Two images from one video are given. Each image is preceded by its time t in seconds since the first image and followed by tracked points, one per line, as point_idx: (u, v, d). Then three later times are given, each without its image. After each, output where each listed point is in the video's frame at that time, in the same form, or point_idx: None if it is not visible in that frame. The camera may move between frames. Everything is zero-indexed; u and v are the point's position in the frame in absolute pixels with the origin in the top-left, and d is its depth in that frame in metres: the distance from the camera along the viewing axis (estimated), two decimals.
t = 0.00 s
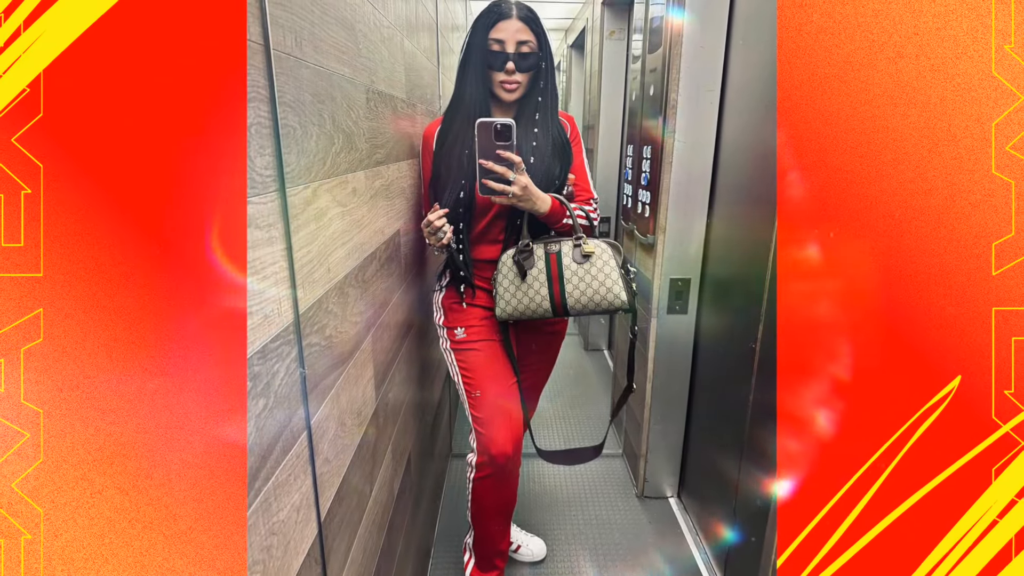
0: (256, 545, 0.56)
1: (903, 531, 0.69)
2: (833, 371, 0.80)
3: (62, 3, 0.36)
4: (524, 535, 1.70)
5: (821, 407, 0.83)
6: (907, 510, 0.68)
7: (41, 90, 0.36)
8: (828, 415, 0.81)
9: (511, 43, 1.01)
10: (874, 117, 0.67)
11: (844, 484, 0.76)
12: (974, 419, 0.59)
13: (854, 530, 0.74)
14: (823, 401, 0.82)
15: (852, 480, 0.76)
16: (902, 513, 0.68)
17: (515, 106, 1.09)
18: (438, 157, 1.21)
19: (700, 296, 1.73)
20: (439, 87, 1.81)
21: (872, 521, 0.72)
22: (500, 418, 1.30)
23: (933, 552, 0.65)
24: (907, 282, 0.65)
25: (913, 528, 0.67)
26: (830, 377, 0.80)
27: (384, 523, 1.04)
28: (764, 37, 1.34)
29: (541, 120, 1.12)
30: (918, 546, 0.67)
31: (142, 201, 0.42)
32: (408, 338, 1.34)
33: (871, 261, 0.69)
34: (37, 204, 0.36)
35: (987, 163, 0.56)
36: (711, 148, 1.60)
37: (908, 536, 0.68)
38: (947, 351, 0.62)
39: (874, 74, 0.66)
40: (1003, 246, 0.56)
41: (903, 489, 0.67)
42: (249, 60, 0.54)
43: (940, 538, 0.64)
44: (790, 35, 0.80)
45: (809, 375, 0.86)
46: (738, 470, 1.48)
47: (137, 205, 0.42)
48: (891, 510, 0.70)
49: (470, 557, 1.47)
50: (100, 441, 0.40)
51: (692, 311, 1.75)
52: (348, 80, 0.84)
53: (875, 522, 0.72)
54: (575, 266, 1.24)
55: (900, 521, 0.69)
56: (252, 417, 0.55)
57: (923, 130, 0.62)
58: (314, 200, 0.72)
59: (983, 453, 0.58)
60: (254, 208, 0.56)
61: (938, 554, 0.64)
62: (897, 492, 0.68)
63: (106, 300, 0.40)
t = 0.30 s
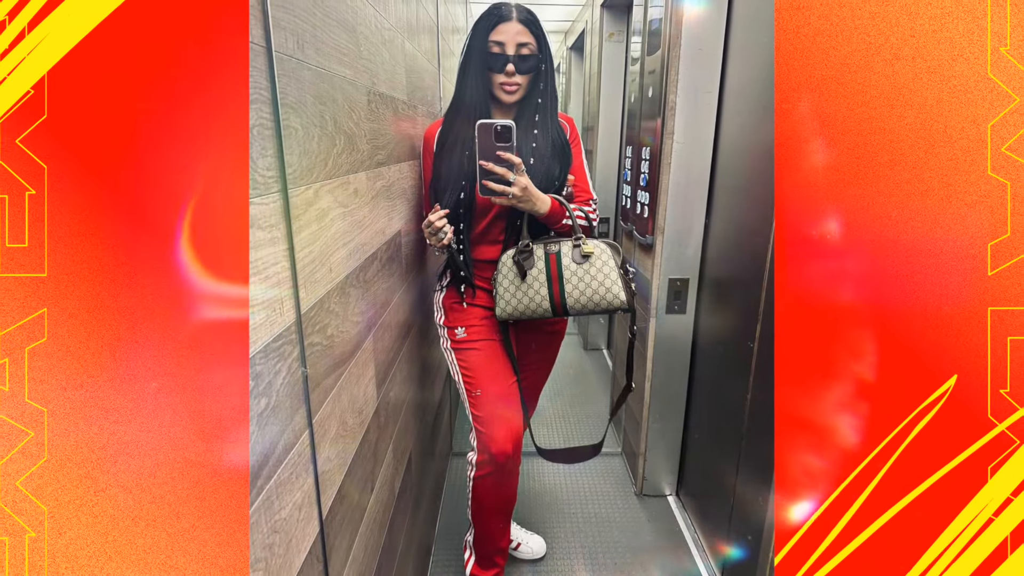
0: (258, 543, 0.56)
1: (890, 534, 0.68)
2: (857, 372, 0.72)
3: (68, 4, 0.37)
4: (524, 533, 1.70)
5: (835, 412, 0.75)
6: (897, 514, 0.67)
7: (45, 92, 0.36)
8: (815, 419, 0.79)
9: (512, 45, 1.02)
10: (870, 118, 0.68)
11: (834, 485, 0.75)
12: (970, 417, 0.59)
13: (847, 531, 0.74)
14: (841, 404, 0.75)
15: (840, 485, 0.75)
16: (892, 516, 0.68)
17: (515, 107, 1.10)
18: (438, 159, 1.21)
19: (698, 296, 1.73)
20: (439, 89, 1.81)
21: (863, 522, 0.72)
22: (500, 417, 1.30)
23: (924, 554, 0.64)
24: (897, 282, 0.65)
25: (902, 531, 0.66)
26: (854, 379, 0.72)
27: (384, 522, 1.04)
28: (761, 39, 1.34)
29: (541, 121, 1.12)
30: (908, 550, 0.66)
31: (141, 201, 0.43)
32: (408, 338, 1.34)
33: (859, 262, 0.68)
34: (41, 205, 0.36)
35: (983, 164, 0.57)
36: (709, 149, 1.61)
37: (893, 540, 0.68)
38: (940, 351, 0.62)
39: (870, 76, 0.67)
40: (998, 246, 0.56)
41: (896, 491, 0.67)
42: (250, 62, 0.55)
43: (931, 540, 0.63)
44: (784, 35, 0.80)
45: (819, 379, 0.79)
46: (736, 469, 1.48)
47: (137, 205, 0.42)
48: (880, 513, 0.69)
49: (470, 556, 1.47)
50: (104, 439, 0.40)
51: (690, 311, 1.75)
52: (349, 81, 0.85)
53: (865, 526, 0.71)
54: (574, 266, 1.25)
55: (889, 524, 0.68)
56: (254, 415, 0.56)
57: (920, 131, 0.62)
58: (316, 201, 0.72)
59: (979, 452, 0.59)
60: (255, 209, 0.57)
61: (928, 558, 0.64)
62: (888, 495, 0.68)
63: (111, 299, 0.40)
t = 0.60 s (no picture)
0: (260, 541, 0.57)
1: (892, 528, 0.69)
2: (868, 362, 0.73)
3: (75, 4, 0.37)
4: (524, 531, 1.71)
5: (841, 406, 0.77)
6: (897, 509, 0.68)
7: (49, 94, 0.37)
8: (820, 409, 0.82)
9: (511, 47, 1.03)
10: (866, 119, 0.68)
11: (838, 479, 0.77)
12: (965, 416, 0.59)
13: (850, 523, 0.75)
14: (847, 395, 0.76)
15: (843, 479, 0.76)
16: (892, 511, 0.68)
17: (515, 109, 1.11)
18: (438, 160, 1.22)
19: (697, 296, 1.74)
20: (440, 91, 1.82)
21: (865, 518, 0.73)
22: (500, 416, 1.31)
23: (921, 553, 0.64)
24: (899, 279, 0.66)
25: (903, 526, 0.67)
26: (864, 369, 0.73)
27: (385, 520, 1.05)
28: (759, 41, 1.35)
29: (541, 121, 1.13)
30: (905, 547, 0.67)
31: (145, 201, 0.43)
32: (409, 338, 1.34)
33: (863, 261, 0.70)
34: (45, 206, 0.37)
35: (979, 165, 0.56)
36: (707, 150, 1.61)
37: (896, 535, 0.68)
38: (935, 352, 0.62)
39: (866, 79, 0.68)
40: (994, 247, 0.56)
41: (896, 487, 0.68)
42: (253, 64, 0.55)
43: (929, 538, 0.63)
44: (784, 37, 0.82)
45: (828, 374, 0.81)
46: (734, 468, 1.49)
47: (139, 206, 0.43)
48: (880, 509, 0.70)
49: (471, 554, 1.48)
50: (107, 438, 0.40)
51: (689, 311, 1.76)
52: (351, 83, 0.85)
53: (868, 520, 0.72)
54: (573, 267, 1.25)
55: (889, 519, 0.69)
56: (258, 414, 0.56)
57: (916, 133, 0.62)
58: (317, 202, 0.73)
59: (977, 449, 0.58)
60: (258, 209, 0.57)
61: (925, 555, 0.63)
62: (889, 489, 0.69)
63: (114, 299, 0.41)
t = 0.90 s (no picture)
0: (262, 538, 0.57)
1: (891, 524, 0.69)
2: (879, 353, 0.69)
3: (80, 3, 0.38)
4: (524, 529, 1.71)
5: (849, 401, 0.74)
6: (896, 505, 0.69)
7: (53, 95, 0.37)
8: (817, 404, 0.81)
9: (512, 49, 1.03)
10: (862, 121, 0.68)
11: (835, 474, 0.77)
12: (962, 414, 0.60)
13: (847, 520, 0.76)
14: (855, 388, 0.73)
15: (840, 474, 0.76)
16: (891, 507, 0.69)
17: (515, 110, 1.11)
18: (439, 162, 1.23)
19: (695, 296, 1.75)
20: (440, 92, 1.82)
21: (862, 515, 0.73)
22: (500, 414, 1.32)
23: (919, 547, 0.66)
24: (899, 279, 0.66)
25: (901, 522, 0.68)
26: (874, 360, 0.70)
27: (387, 518, 1.05)
28: (756, 43, 1.36)
29: (541, 123, 1.13)
30: (903, 542, 0.68)
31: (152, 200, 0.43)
32: (411, 337, 1.35)
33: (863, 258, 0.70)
34: (48, 205, 0.37)
35: (975, 166, 0.57)
36: (705, 151, 1.62)
37: (897, 531, 0.69)
38: (935, 353, 0.63)
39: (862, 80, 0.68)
40: (989, 248, 0.57)
41: (892, 485, 0.69)
42: (256, 66, 0.56)
43: (927, 533, 0.65)
44: (780, 39, 0.81)
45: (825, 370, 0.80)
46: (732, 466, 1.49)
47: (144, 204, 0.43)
48: (879, 505, 0.71)
49: (471, 552, 1.48)
50: (111, 436, 0.41)
51: (687, 311, 1.76)
52: (352, 85, 0.86)
53: (863, 518, 0.72)
54: (572, 267, 1.25)
55: (888, 515, 0.70)
56: (259, 413, 0.56)
57: (911, 135, 0.63)
58: (319, 203, 0.73)
59: (972, 448, 0.59)
60: (259, 210, 0.57)
61: (926, 547, 0.65)
62: (886, 487, 0.70)
63: (118, 298, 0.41)
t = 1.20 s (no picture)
0: (264, 536, 0.57)
1: (890, 521, 0.70)
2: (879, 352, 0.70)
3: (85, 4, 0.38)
4: (524, 527, 1.71)
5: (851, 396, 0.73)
6: (894, 502, 0.70)
7: (57, 97, 0.38)
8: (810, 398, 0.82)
9: (511, 52, 1.03)
10: (858, 122, 0.69)
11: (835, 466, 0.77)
12: (958, 412, 0.61)
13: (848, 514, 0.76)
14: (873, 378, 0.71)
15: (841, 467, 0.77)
16: (889, 504, 0.70)
17: (515, 112, 1.11)
18: (439, 163, 1.23)
19: (693, 295, 1.75)
20: (441, 93, 1.83)
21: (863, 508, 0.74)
22: (500, 413, 1.32)
23: (917, 544, 0.67)
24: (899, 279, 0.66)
25: (898, 519, 0.69)
26: (869, 358, 0.71)
27: (388, 516, 1.06)
28: (754, 45, 1.36)
29: (540, 125, 1.13)
30: (901, 538, 0.69)
31: (158, 201, 0.44)
32: (411, 337, 1.35)
33: (858, 259, 0.70)
34: (54, 206, 0.38)
35: (971, 167, 0.58)
36: (704, 152, 1.62)
37: (894, 527, 0.70)
38: (935, 354, 0.63)
39: (859, 82, 0.68)
40: (984, 248, 0.58)
41: (890, 483, 0.70)
42: (258, 68, 0.56)
43: (924, 529, 0.66)
44: (778, 43, 0.82)
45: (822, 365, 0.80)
46: (730, 465, 1.49)
47: (148, 205, 0.43)
48: (876, 502, 0.72)
49: (471, 550, 1.48)
50: (116, 434, 0.42)
51: (686, 310, 1.77)
52: (353, 86, 0.86)
53: (864, 513, 0.74)
54: (572, 267, 1.26)
55: (887, 511, 0.71)
56: (261, 412, 0.57)
57: (907, 137, 0.63)
58: (321, 203, 0.74)
59: (968, 447, 0.60)
60: (262, 211, 0.58)
61: (923, 544, 0.66)
62: (884, 484, 0.71)
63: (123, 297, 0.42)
